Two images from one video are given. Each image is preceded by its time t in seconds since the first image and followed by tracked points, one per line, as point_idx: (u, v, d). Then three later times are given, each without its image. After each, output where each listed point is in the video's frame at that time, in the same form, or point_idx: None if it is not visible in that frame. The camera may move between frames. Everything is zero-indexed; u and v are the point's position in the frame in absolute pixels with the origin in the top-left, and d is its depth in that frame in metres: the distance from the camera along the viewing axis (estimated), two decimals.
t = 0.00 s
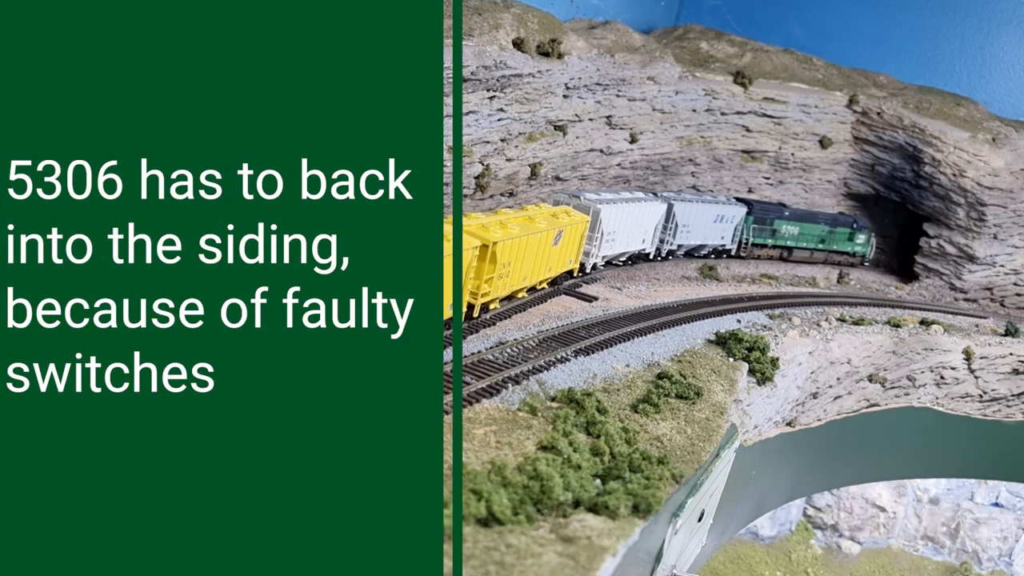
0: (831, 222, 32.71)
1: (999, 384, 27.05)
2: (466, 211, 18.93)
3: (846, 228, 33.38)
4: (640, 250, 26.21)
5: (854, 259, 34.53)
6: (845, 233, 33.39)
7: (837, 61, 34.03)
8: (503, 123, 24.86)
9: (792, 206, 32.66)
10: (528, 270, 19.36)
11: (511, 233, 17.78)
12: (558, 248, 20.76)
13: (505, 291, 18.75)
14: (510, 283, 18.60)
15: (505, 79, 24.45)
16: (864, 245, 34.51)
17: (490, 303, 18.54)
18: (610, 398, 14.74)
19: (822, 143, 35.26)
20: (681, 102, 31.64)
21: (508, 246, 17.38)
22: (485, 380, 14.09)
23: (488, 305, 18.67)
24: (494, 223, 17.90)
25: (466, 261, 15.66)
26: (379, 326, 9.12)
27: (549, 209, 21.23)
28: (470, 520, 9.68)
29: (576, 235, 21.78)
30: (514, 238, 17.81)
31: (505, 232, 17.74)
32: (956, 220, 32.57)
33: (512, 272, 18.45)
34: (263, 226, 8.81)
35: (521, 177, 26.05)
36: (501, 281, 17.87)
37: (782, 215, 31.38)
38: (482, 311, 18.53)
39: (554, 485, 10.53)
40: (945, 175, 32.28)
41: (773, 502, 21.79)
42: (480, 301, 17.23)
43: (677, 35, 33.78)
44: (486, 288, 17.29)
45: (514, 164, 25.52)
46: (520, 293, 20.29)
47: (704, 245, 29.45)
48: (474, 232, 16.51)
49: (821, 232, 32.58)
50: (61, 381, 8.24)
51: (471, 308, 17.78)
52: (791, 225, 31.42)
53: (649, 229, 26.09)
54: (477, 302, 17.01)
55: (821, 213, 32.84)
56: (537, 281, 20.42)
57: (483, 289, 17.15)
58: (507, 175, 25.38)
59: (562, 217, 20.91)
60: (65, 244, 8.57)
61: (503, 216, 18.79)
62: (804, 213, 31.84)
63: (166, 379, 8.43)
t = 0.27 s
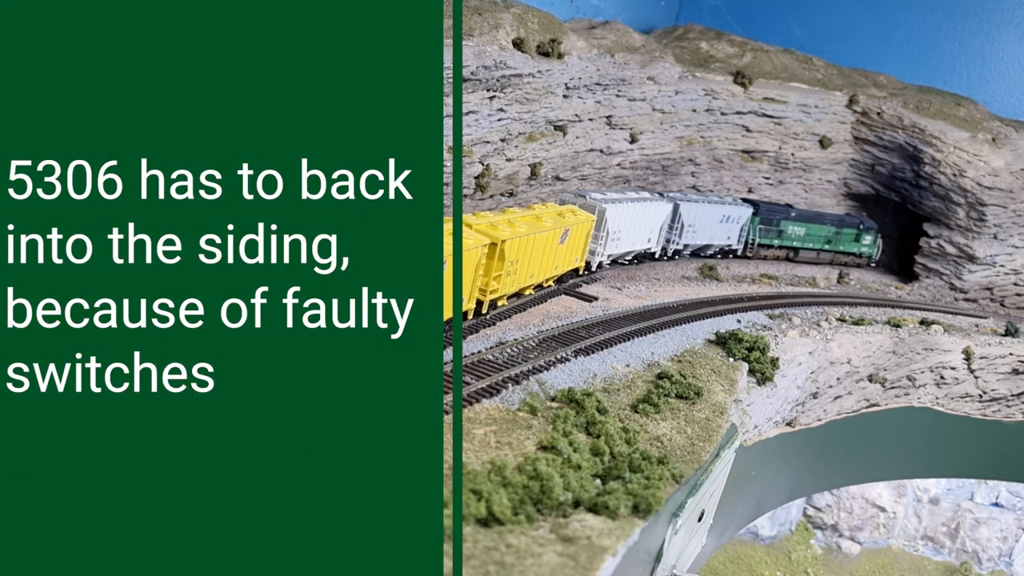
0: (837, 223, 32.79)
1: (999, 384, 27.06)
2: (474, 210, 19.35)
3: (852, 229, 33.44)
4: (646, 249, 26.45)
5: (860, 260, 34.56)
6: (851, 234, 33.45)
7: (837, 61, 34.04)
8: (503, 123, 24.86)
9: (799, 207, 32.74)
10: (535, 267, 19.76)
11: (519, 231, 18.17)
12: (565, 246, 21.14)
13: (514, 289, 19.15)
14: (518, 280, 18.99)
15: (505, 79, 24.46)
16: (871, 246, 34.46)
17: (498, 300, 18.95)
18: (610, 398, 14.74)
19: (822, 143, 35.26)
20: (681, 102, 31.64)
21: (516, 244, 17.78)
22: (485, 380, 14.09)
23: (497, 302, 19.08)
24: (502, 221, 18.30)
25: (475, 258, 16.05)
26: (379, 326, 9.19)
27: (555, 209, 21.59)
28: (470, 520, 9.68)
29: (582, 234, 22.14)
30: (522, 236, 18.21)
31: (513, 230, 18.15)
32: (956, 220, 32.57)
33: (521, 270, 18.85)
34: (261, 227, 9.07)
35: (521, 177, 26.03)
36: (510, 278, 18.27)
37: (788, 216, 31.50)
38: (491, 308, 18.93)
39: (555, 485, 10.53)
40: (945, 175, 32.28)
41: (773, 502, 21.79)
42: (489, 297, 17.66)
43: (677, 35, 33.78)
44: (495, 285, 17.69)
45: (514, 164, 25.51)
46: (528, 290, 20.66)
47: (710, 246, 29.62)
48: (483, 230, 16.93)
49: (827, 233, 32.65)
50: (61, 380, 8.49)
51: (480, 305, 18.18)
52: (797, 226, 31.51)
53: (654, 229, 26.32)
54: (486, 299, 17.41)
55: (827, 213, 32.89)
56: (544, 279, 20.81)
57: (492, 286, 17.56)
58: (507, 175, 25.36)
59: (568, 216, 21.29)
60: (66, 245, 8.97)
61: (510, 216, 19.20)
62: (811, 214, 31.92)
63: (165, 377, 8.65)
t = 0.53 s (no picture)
0: (843, 224, 32.77)
1: (999, 384, 27.06)
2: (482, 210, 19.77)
3: (858, 231, 33.38)
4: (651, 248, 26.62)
5: (866, 262, 34.50)
6: (858, 235, 33.39)
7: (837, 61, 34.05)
8: (503, 123, 24.86)
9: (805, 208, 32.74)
10: (543, 265, 20.14)
11: (525, 230, 18.56)
12: (571, 245, 21.50)
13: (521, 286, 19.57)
14: (526, 278, 19.40)
15: (505, 79, 24.46)
16: (878, 248, 34.39)
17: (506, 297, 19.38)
18: (610, 398, 14.74)
19: (822, 143, 35.26)
20: (681, 102, 31.65)
21: (523, 242, 18.18)
22: (485, 380, 14.08)
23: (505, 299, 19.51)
24: (510, 220, 18.70)
25: (483, 256, 16.51)
26: (379, 326, 9.16)
27: (561, 208, 21.92)
28: (470, 520, 9.68)
29: (588, 232, 22.49)
30: (528, 235, 18.61)
31: (520, 229, 18.54)
32: (956, 220, 32.57)
33: (528, 268, 19.25)
34: (262, 225, 8.89)
35: (521, 177, 26.00)
36: (517, 275, 18.69)
37: (795, 216, 31.56)
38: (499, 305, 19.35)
39: (555, 485, 10.53)
40: (945, 175, 32.28)
41: (773, 502, 21.79)
42: (497, 294, 18.10)
43: (677, 35, 33.77)
44: (503, 282, 18.13)
45: (514, 164, 25.49)
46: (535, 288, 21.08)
47: (716, 246, 29.72)
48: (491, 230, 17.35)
49: (833, 234, 32.62)
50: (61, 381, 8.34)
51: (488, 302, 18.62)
52: (803, 227, 31.51)
53: (659, 228, 26.49)
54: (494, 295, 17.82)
55: (833, 214, 32.89)
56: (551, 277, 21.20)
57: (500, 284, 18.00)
58: (507, 175, 25.34)
59: (574, 215, 21.64)
60: (66, 244, 8.67)
61: (517, 215, 19.61)
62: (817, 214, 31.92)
63: (165, 379, 8.51)
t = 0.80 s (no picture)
0: (849, 224, 32.77)
1: (999, 384, 27.07)
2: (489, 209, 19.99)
3: (864, 231, 33.33)
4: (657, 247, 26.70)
5: (872, 262, 34.42)
6: (864, 236, 33.34)
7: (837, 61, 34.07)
8: (503, 123, 24.86)
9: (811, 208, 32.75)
10: (548, 264, 20.34)
11: (531, 228, 18.76)
12: (577, 244, 21.67)
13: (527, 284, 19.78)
14: (532, 276, 19.61)
15: (505, 79, 24.48)
16: (884, 249, 34.33)
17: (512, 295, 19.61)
18: (610, 398, 14.74)
19: (821, 143, 35.27)
20: (681, 102, 31.67)
21: (529, 241, 18.38)
22: (485, 380, 14.09)
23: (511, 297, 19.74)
24: (516, 219, 18.91)
25: (490, 254, 16.73)
26: (379, 326, 9.14)
27: (567, 208, 22.07)
28: (470, 520, 9.69)
29: (593, 232, 22.66)
30: (534, 234, 18.81)
31: (526, 228, 18.74)
32: (956, 220, 32.57)
33: (534, 266, 19.46)
34: (263, 226, 8.78)
35: (521, 177, 25.98)
36: (524, 273, 18.89)
37: (800, 217, 31.60)
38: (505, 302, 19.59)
39: (555, 485, 10.53)
40: (945, 175, 32.30)
41: (773, 502, 21.78)
42: (503, 292, 18.31)
43: (677, 35, 33.75)
44: (509, 280, 18.35)
45: (514, 164, 25.49)
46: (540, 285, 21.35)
47: (722, 246, 29.75)
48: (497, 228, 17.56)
49: (839, 235, 32.60)
50: (61, 381, 8.11)
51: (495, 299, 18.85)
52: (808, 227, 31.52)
53: (664, 228, 26.57)
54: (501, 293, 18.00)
55: (838, 215, 32.92)
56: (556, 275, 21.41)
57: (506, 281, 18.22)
58: (507, 175, 25.33)
59: (580, 215, 21.82)
60: (65, 244, 8.41)
61: (523, 213, 19.83)
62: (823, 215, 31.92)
63: (165, 379, 8.27)
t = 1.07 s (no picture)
0: (855, 225, 32.78)
1: (999, 384, 27.09)
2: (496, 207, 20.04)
3: (870, 232, 33.31)
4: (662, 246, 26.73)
5: (878, 263, 34.45)
6: (870, 237, 33.32)
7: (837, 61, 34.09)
8: (503, 123, 24.85)
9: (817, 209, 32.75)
10: (554, 262, 20.40)
11: (538, 227, 18.82)
12: (582, 242, 21.72)
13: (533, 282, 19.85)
14: (538, 274, 19.67)
15: (505, 79, 24.48)
16: (889, 249, 34.33)
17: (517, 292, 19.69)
18: (610, 398, 14.74)
19: (821, 143, 35.27)
20: (681, 102, 31.69)
21: (536, 239, 18.44)
22: (485, 380, 14.09)
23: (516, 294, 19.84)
24: (523, 218, 18.95)
25: (497, 252, 16.78)
26: (378, 326, 9.14)
27: (572, 207, 22.11)
28: (470, 520, 9.68)
29: (598, 231, 22.70)
30: (540, 232, 18.87)
31: (532, 226, 18.79)
32: (956, 220, 32.56)
33: (540, 264, 19.52)
34: (262, 226, 8.84)
35: (521, 177, 25.95)
36: (530, 272, 18.93)
37: (806, 217, 31.63)
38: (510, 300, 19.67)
39: (555, 485, 10.53)
40: (945, 176, 32.31)
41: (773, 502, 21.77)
42: (511, 289, 18.39)
43: (677, 35, 33.72)
44: (515, 278, 18.41)
45: (514, 164, 25.47)
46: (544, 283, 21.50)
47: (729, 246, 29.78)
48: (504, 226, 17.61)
49: (845, 236, 32.60)
50: (62, 381, 8.28)
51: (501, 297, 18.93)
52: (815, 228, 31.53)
53: (670, 228, 26.59)
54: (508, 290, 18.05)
55: (844, 216, 32.95)
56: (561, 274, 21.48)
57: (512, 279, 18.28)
58: (507, 175, 25.31)
59: (585, 214, 21.85)
60: (66, 244, 8.58)
61: (530, 212, 19.88)
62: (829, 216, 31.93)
63: (166, 379, 8.39)
